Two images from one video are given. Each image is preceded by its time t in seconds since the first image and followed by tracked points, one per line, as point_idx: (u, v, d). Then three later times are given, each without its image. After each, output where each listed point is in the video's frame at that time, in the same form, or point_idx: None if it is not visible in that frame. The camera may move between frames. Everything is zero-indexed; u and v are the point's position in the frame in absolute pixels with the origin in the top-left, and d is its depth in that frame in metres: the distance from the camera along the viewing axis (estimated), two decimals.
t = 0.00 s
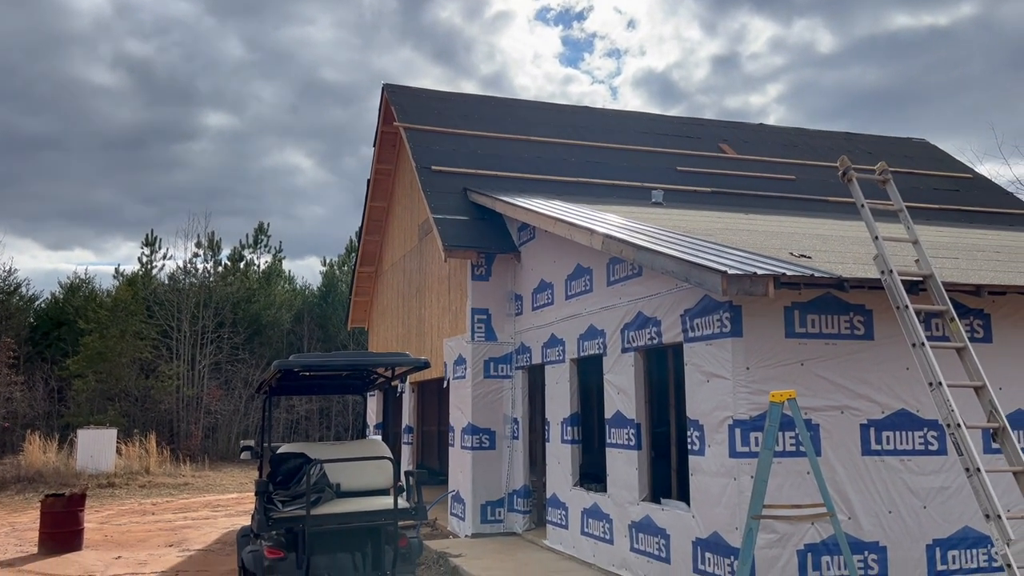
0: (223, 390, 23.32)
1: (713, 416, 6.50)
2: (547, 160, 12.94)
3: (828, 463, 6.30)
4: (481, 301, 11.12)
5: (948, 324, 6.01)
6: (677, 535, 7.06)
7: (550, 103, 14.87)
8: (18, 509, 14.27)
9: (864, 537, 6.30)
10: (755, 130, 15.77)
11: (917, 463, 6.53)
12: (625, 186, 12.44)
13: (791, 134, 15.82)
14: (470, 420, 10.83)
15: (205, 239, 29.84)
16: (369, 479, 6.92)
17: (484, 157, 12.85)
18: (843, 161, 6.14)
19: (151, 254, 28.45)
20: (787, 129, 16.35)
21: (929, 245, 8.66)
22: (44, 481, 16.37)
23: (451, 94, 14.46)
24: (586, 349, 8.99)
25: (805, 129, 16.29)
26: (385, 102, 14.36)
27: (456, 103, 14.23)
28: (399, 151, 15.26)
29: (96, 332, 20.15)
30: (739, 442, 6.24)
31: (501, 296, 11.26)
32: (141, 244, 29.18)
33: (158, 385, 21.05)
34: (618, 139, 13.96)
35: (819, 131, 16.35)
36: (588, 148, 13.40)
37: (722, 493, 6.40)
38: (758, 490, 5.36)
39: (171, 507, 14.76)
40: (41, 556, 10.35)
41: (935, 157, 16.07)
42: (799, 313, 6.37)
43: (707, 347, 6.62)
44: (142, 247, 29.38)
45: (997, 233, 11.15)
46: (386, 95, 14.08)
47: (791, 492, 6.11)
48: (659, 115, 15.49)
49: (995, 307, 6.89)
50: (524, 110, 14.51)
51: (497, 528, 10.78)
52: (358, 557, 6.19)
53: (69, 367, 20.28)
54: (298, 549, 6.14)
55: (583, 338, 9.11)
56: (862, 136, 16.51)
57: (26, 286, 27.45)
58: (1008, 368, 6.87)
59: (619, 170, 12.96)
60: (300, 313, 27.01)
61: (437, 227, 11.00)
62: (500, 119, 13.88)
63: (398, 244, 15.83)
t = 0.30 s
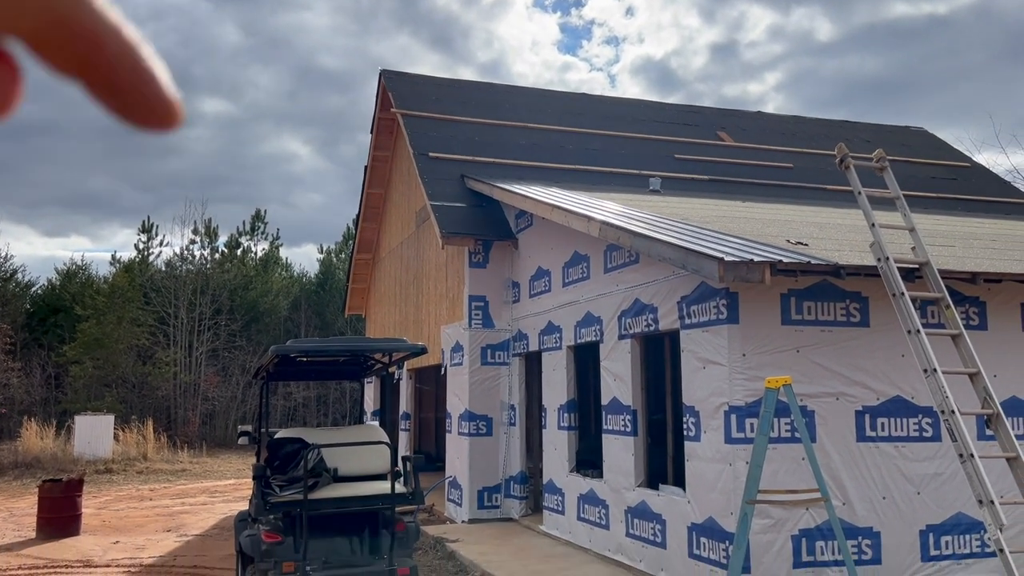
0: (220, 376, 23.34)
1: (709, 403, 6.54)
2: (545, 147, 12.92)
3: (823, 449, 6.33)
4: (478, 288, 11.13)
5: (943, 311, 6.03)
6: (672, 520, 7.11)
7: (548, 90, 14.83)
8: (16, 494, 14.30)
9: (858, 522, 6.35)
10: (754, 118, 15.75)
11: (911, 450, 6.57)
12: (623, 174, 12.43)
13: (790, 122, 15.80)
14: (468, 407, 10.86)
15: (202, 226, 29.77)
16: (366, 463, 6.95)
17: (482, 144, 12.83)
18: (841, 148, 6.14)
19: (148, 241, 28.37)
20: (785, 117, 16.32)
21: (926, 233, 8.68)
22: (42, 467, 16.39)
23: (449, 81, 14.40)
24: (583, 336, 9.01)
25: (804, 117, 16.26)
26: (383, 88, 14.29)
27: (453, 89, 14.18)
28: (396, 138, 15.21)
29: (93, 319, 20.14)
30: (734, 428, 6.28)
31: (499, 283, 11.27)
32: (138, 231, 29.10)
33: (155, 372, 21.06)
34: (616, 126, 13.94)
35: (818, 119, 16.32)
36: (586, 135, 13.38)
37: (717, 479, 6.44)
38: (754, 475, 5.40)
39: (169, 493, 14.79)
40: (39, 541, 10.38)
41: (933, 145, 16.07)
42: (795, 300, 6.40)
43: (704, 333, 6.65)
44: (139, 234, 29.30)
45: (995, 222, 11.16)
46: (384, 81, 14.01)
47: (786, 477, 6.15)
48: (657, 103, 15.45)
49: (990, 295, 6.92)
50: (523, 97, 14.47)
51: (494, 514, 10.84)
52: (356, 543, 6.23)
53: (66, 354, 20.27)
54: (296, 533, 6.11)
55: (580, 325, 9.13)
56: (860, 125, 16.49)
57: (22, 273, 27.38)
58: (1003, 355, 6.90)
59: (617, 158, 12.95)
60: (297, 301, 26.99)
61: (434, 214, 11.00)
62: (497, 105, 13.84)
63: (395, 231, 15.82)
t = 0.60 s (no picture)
0: (218, 363, 23.31)
1: (706, 386, 6.54)
2: (543, 132, 12.87)
3: (820, 434, 6.34)
4: (475, 274, 11.11)
5: (940, 296, 6.02)
6: (669, 504, 7.12)
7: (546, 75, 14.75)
8: (14, 479, 14.30)
9: (853, 506, 6.37)
10: (753, 104, 15.69)
11: (907, 434, 6.59)
12: (622, 159, 12.38)
13: (789, 108, 15.74)
14: (465, 392, 10.86)
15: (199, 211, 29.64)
16: (363, 447, 6.96)
17: (480, 129, 12.78)
18: (840, 132, 6.12)
19: (144, 227, 28.27)
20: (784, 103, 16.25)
21: (925, 219, 8.66)
22: (39, 452, 16.40)
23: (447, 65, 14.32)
24: (580, 321, 9.01)
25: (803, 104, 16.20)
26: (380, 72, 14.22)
27: (451, 74, 14.10)
28: (394, 123, 15.15)
29: (89, 305, 20.11)
30: (731, 412, 6.29)
31: (496, 268, 11.25)
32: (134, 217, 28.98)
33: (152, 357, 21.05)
34: (614, 112, 13.88)
35: (817, 106, 16.26)
36: (584, 121, 13.32)
37: (714, 463, 6.46)
38: (750, 458, 5.41)
39: (167, 478, 14.81)
40: (37, 525, 10.39)
41: (932, 132, 16.03)
42: (793, 284, 6.39)
43: (701, 318, 6.64)
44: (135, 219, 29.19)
45: (993, 208, 11.15)
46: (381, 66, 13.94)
47: (783, 461, 6.17)
48: (656, 88, 15.38)
49: (988, 280, 6.92)
50: (521, 82, 14.39)
51: (491, 498, 10.86)
52: (353, 524, 6.28)
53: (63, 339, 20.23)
54: (293, 515, 6.12)
55: (577, 311, 9.13)
56: (859, 112, 16.43)
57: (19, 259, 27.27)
58: (999, 340, 6.91)
59: (615, 143, 12.90)
60: (294, 287, 26.96)
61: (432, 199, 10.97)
62: (495, 90, 13.78)
63: (393, 217, 15.78)
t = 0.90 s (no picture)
0: (216, 352, 23.31)
1: (703, 376, 6.54)
2: (541, 121, 12.83)
3: (816, 423, 6.35)
4: (472, 263, 11.11)
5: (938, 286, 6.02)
6: (666, 493, 7.14)
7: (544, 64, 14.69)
8: (12, 467, 14.32)
9: (849, 495, 6.39)
10: (751, 92, 15.65)
11: (903, 423, 6.60)
12: (619, 148, 12.36)
13: (787, 97, 15.70)
14: (462, 381, 10.88)
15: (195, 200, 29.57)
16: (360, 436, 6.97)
17: (477, 117, 12.73)
18: (837, 121, 6.10)
19: (141, 216, 28.23)
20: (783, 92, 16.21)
21: (923, 208, 8.65)
22: (36, 441, 16.41)
23: (444, 54, 14.26)
24: (577, 311, 9.01)
25: (801, 93, 16.16)
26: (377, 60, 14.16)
27: (448, 62, 14.05)
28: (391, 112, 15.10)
29: (86, 293, 20.08)
30: (728, 401, 6.29)
31: (494, 257, 11.24)
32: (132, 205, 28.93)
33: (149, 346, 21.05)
34: (612, 101, 13.84)
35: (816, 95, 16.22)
36: (582, 109, 13.28)
37: (710, 452, 6.47)
38: (745, 447, 5.43)
39: (165, 466, 14.83)
40: (35, 513, 10.40)
41: (930, 121, 16.00)
42: (790, 274, 6.39)
43: (698, 307, 6.64)
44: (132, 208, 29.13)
45: (991, 198, 11.14)
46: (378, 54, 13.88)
47: (779, 450, 6.18)
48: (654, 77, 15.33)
49: (985, 269, 6.92)
50: (519, 70, 14.34)
51: (488, 487, 10.89)
52: (350, 513, 6.30)
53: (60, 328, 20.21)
54: (290, 504, 6.15)
55: (574, 300, 9.13)
56: (858, 101, 16.40)
57: (15, 247, 27.23)
58: (996, 330, 6.92)
59: (613, 132, 12.86)
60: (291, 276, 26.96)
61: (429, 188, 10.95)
62: (493, 79, 13.73)
63: (390, 206, 15.77)
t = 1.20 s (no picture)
0: (215, 344, 23.26)
1: (702, 368, 6.54)
2: (540, 113, 12.80)
3: (815, 416, 6.36)
4: (472, 256, 11.09)
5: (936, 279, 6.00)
6: (665, 486, 7.15)
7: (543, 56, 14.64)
8: (11, 460, 14.32)
9: (848, 488, 6.40)
10: (751, 85, 15.61)
11: (903, 417, 6.61)
12: (618, 140, 12.33)
13: (787, 90, 15.66)
14: (462, 374, 10.88)
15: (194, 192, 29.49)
16: (359, 429, 6.97)
17: (476, 109, 12.69)
18: (838, 114, 6.08)
19: (140, 208, 28.16)
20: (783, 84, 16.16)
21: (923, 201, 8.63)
22: (35, 433, 16.41)
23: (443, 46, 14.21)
24: (576, 304, 9.00)
25: (801, 85, 16.11)
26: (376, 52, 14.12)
27: (448, 54, 13.99)
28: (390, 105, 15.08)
29: (85, 286, 20.03)
30: (727, 394, 6.29)
31: (493, 250, 11.23)
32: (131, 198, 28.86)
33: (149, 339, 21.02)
34: (611, 93, 13.80)
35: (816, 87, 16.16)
36: (581, 102, 13.25)
37: (709, 444, 6.48)
38: (745, 440, 5.42)
39: (164, 459, 14.83)
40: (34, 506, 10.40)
41: (930, 114, 15.96)
42: (789, 266, 6.38)
43: (697, 300, 6.63)
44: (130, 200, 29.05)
45: (990, 190, 11.12)
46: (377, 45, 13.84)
47: (778, 443, 6.19)
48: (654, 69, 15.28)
49: (984, 262, 6.91)
50: (519, 62, 14.29)
51: (487, 479, 10.90)
52: (350, 505, 6.31)
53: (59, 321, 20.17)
54: (289, 496, 6.14)
55: (573, 293, 9.12)
56: (858, 93, 16.35)
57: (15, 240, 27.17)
58: (995, 323, 6.92)
59: (612, 124, 12.83)
60: (291, 269, 26.94)
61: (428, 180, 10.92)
62: (492, 71, 13.68)
63: (389, 199, 15.75)
